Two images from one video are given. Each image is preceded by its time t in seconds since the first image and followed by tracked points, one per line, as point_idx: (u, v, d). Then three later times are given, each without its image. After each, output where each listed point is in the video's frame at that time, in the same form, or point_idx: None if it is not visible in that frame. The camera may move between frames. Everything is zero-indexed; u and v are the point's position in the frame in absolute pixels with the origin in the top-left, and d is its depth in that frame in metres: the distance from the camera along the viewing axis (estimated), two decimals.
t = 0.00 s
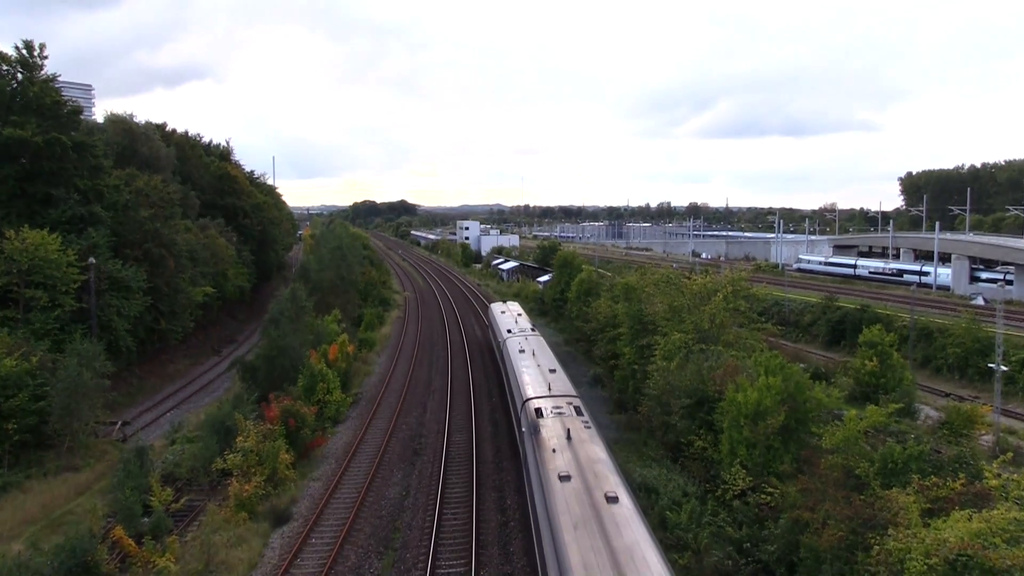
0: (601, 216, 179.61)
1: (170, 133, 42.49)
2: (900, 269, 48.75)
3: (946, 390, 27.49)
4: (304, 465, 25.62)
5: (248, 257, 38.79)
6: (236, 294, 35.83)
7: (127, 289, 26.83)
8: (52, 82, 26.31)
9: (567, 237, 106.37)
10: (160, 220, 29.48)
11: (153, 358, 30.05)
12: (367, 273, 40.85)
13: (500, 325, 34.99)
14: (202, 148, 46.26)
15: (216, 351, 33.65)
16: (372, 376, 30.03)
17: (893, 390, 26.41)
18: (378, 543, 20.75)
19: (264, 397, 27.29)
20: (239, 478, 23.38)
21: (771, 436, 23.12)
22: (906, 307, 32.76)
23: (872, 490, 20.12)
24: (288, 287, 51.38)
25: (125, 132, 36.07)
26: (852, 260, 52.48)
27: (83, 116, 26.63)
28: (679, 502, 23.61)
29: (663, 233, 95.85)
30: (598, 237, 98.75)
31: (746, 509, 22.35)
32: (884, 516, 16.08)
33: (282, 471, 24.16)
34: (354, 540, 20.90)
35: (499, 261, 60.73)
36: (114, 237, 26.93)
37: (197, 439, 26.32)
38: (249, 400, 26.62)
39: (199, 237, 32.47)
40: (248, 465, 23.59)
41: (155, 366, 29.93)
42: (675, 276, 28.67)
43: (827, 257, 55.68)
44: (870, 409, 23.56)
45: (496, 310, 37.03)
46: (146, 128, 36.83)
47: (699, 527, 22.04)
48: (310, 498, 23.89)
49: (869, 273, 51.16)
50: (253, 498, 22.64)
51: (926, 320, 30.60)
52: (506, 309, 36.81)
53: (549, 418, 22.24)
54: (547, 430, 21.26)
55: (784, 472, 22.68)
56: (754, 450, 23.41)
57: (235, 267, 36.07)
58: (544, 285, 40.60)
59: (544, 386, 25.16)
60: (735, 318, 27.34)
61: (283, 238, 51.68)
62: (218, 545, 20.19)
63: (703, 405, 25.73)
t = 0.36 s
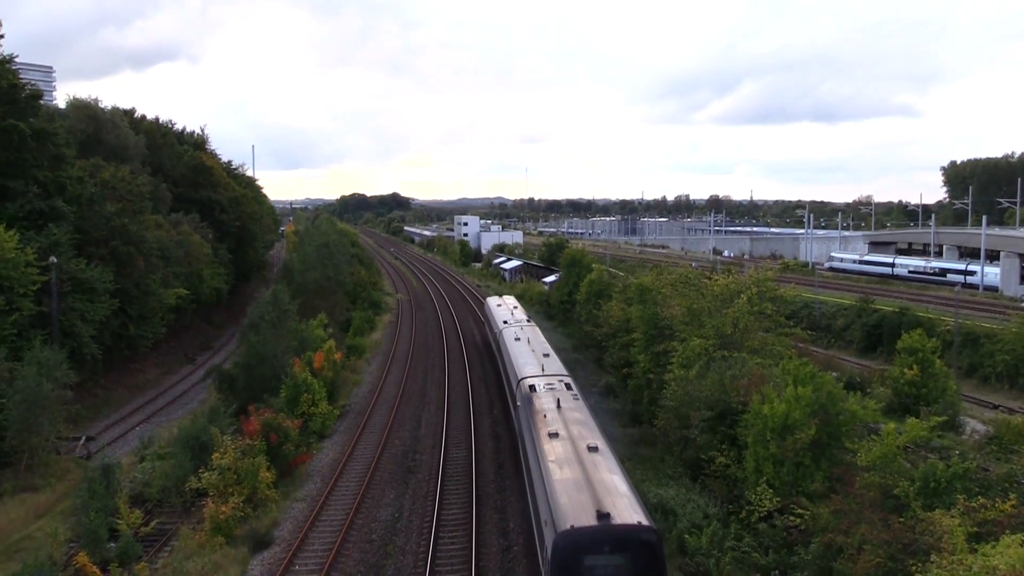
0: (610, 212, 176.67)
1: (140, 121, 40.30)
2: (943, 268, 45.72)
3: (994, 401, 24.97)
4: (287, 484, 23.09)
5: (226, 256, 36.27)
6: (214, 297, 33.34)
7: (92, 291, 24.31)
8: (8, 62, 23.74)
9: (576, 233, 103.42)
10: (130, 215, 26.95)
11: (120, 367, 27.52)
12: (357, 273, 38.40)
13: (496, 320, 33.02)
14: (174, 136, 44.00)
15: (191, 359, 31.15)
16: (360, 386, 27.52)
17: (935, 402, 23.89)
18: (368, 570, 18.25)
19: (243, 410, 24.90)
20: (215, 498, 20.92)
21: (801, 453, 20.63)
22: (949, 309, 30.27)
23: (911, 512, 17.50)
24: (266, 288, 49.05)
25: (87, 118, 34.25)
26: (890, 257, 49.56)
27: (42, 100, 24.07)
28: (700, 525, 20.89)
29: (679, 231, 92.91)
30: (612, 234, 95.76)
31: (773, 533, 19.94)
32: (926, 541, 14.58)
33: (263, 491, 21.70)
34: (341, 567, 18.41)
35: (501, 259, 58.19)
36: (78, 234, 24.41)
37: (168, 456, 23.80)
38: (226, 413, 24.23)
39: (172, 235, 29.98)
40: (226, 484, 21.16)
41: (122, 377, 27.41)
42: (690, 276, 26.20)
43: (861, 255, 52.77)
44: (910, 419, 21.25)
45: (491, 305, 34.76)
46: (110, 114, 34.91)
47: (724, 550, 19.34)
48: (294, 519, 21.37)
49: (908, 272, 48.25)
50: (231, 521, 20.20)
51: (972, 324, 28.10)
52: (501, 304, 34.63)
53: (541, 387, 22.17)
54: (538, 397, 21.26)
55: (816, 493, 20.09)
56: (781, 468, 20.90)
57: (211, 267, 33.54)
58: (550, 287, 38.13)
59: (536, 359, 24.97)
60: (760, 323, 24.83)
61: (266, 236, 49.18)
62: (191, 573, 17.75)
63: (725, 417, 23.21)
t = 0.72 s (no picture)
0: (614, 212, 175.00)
1: (125, 115, 39.15)
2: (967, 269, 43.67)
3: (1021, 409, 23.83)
4: (279, 495, 21.92)
5: (215, 257, 35.13)
6: (202, 299, 32.20)
7: (76, 293, 23.10)
8: None
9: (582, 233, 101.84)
10: (116, 213, 25.74)
11: (103, 374, 26.36)
12: (352, 274, 37.33)
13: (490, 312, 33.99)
14: (162, 133, 42.79)
15: (178, 365, 29.99)
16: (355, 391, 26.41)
17: (959, 410, 22.72)
18: None
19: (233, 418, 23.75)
20: (204, 511, 19.71)
21: (818, 463, 19.41)
22: (975, 312, 29.09)
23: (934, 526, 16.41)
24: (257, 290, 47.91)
25: (70, 111, 32.96)
26: (912, 258, 47.98)
27: (22, 91, 22.81)
28: (711, 537, 19.43)
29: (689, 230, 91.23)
30: (620, 234, 94.15)
31: (788, 546, 18.49)
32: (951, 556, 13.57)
33: (253, 502, 20.53)
34: None
35: (503, 259, 56.88)
36: (60, 233, 23.19)
37: (155, 466, 22.66)
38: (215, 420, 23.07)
39: (159, 234, 28.87)
40: (214, 495, 19.96)
41: (106, 383, 26.24)
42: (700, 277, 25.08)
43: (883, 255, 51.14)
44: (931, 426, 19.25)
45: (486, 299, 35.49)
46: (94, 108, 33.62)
47: (742, 565, 17.79)
48: (286, 532, 20.21)
49: (931, 274, 46.33)
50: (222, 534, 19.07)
51: (999, 327, 26.93)
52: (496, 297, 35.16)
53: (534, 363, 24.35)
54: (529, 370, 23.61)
55: (834, 505, 18.86)
56: (797, 478, 19.64)
57: (200, 269, 32.36)
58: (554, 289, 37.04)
59: (528, 338, 26.98)
60: (775, 326, 23.67)
61: (257, 235, 48.02)
62: None
63: (738, 426, 22.04)
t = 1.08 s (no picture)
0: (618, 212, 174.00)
1: (113, 111, 38.29)
2: (987, 271, 42.33)
3: None
4: (272, 505, 21.04)
5: (206, 258, 34.27)
6: (194, 302, 31.34)
7: (61, 295, 22.19)
8: None
9: (587, 233, 100.56)
10: (104, 213, 24.83)
11: (90, 379, 25.51)
12: (348, 277, 36.49)
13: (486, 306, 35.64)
14: (152, 130, 41.98)
15: (168, 370, 29.15)
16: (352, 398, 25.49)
17: (979, 419, 21.78)
18: None
19: (225, 426, 22.87)
20: (193, 522, 18.72)
21: (833, 473, 18.53)
22: (995, 316, 28.13)
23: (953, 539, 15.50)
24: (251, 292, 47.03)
25: (58, 107, 32.17)
26: (930, 260, 46.66)
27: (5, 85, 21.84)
28: (721, 551, 17.92)
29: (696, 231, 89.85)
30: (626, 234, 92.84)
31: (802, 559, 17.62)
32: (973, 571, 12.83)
33: (245, 513, 19.56)
34: None
35: (506, 261, 55.90)
36: (45, 233, 22.26)
37: (143, 475, 21.76)
38: (206, 428, 22.18)
39: (148, 235, 28.02)
40: (205, 506, 18.99)
41: (93, 389, 25.38)
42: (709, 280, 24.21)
43: (900, 257, 49.83)
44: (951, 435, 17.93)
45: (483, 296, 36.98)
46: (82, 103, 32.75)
47: None
48: (279, 544, 19.30)
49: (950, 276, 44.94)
50: (212, 546, 17.91)
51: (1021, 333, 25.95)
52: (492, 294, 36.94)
53: (527, 347, 26.66)
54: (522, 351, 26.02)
55: (849, 516, 18.15)
56: (811, 489, 18.72)
57: (191, 270, 31.49)
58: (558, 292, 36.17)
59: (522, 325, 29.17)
60: (788, 331, 22.77)
61: (251, 236, 47.14)
62: None
63: (749, 434, 21.16)
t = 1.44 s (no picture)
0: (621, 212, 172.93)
1: (101, 107, 37.36)
2: (1007, 273, 41.37)
3: None
4: (265, 516, 20.21)
5: (197, 260, 33.42)
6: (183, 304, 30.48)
7: (46, 298, 21.29)
8: None
9: (591, 233, 99.52)
10: (90, 212, 23.94)
11: (76, 385, 24.70)
12: (345, 278, 35.63)
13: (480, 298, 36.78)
14: (140, 125, 40.94)
15: (157, 376, 28.34)
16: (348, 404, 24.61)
17: (1000, 426, 20.90)
18: None
19: (217, 433, 22.01)
20: (183, 534, 17.78)
21: (848, 482, 17.69)
22: (1015, 319, 27.21)
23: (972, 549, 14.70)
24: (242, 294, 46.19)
25: (43, 104, 30.69)
26: (949, 261, 45.56)
27: None
28: (733, 563, 16.99)
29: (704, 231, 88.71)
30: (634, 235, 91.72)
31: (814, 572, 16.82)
32: None
33: (237, 524, 18.86)
34: None
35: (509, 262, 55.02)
36: (29, 233, 21.36)
37: (131, 484, 20.89)
38: (197, 436, 21.31)
39: (136, 235, 27.16)
40: (196, 516, 18.09)
41: (79, 395, 24.56)
42: (717, 282, 23.33)
43: (917, 257, 48.67)
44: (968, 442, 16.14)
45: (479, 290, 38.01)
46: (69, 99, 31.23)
47: None
48: (273, 556, 18.44)
49: (968, 279, 43.92)
50: (203, 559, 16.94)
51: None
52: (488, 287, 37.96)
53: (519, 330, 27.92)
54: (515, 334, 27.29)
55: (866, 527, 17.14)
56: (825, 499, 17.86)
57: (181, 272, 30.64)
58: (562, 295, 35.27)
59: (516, 312, 30.40)
60: (801, 335, 21.88)
61: (243, 236, 46.25)
62: None
63: (760, 441, 20.30)
